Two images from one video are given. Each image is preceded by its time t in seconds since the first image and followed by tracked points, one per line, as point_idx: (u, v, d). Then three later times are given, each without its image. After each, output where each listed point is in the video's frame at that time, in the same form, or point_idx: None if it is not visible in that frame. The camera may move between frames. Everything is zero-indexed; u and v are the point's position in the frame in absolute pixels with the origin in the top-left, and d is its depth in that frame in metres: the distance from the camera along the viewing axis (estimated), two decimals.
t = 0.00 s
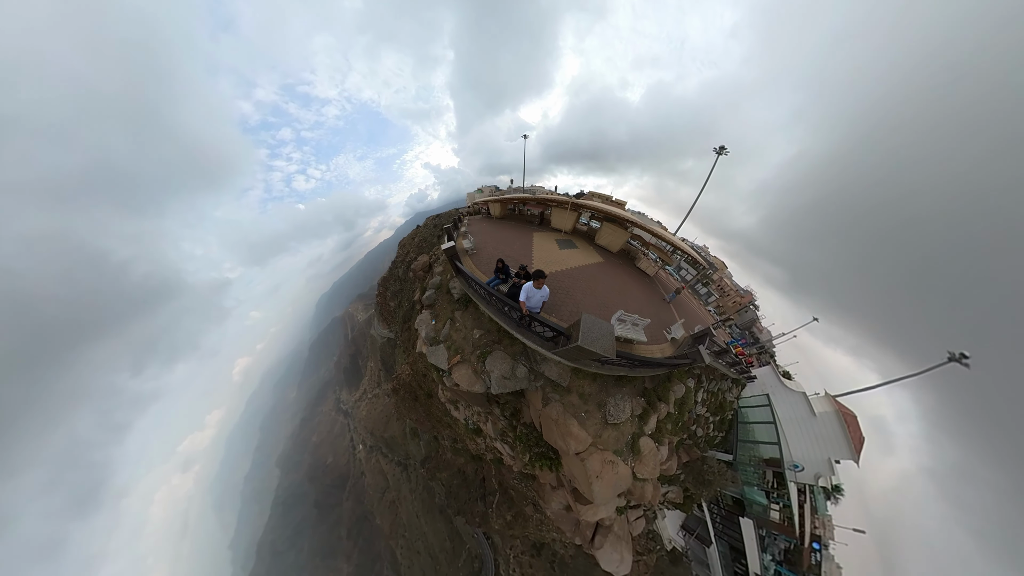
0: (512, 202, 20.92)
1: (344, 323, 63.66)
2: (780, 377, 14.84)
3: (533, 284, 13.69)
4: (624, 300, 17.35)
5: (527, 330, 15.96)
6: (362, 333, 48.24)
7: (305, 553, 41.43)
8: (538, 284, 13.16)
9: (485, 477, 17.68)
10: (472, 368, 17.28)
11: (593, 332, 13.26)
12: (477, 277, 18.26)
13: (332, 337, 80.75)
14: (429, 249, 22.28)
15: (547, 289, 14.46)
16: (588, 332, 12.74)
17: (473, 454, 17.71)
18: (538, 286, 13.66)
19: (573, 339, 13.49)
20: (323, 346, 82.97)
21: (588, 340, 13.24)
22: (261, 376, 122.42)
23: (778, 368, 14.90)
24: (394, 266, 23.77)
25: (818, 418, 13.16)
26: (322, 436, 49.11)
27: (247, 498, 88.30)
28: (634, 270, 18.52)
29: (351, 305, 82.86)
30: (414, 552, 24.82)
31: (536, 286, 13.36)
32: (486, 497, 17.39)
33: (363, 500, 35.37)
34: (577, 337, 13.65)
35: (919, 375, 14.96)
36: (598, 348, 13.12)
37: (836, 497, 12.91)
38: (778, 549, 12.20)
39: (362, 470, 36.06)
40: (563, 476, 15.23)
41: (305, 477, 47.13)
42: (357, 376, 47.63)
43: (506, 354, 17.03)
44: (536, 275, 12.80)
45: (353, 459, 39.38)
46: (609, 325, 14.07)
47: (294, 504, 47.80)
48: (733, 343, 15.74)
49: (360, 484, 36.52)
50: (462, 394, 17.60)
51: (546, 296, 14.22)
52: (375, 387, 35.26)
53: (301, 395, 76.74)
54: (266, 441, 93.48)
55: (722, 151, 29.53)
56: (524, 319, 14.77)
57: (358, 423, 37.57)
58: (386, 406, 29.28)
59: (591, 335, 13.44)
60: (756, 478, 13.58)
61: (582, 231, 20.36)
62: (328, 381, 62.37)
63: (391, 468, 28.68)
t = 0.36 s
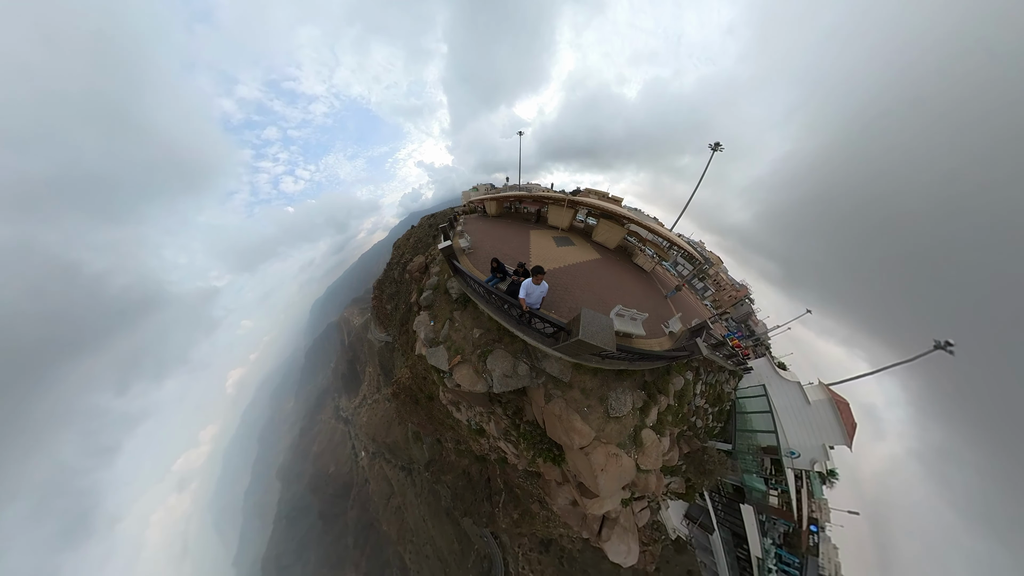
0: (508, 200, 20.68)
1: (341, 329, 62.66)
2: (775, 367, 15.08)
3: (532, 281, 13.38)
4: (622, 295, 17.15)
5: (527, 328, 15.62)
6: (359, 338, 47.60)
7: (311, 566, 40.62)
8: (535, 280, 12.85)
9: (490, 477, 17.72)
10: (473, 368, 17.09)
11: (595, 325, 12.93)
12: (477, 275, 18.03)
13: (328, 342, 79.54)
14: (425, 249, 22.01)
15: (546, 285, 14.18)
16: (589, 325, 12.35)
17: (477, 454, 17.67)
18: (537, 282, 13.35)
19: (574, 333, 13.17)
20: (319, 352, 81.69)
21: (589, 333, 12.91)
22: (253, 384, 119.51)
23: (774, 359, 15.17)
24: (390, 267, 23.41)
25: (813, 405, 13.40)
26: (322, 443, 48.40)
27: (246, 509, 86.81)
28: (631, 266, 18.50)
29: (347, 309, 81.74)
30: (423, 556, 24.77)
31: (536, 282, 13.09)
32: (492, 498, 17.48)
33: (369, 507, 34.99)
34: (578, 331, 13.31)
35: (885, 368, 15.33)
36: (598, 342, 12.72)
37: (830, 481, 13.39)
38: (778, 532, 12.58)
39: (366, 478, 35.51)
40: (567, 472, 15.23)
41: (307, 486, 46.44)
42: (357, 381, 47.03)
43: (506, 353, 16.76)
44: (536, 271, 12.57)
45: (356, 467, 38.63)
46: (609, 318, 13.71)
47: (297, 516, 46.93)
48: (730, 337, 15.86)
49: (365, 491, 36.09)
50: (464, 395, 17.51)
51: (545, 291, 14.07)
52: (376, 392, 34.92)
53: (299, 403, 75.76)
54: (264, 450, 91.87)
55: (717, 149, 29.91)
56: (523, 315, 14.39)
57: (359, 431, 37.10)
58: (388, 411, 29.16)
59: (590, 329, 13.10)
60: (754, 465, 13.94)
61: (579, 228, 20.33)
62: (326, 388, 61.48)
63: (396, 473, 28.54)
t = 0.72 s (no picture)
0: (503, 198, 20.41)
1: (336, 334, 61.52)
2: (772, 359, 15.46)
3: (532, 282, 13.40)
4: (621, 292, 17.12)
5: (528, 329, 15.41)
6: (356, 343, 46.86)
7: None
8: (535, 281, 12.80)
9: (496, 477, 17.72)
10: (474, 371, 16.87)
11: (598, 326, 12.90)
12: (473, 277, 17.69)
13: (323, 348, 78.08)
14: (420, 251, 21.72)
15: (547, 286, 14.04)
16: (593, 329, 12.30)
17: (482, 455, 17.59)
18: (536, 283, 13.37)
19: (577, 335, 13.10)
20: (315, 358, 80.28)
21: (593, 334, 12.85)
22: (244, 392, 116.61)
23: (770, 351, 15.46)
24: (385, 268, 23.01)
25: (808, 395, 13.88)
26: (323, 452, 47.58)
27: (247, 521, 85.22)
28: (629, 262, 18.55)
29: (341, 315, 80.29)
30: (432, 561, 24.71)
31: (536, 283, 13.09)
32: (498, 497, 17.54)
33: (375, 515, 34.32)
34: (581, 332, 13.29)
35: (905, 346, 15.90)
36: (603, 343, 12.71)
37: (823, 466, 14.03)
38: (778, 516, 13.07)
39: (370, 485, 35.05)
40: (573, 469, 15.24)
41: (310, 498, 45.56)
42: (355, 389, 46.18)
43: (507, 355, 16.55)
44: (536, 272, 12.58)
45: (359, 475, 38.08)
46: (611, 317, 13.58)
47: (300, 527, 46.08)
48: (726, 330, 16.06)
49: (370, 499, 35.53)
50: (466, 398, 17.33)
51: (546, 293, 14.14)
52: (376, 398, 34.54)
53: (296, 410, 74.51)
54: (261, 460, 90.15)
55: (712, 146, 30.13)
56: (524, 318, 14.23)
57: (361, 439, 36.52)
58: (388, 416, 29.91)
59: (593, 329, 13.00)
60: (752, 454, 14.38)
61: (576, 225, 20.30)
62: (324, 394, 60.49)
63: (400, 479, 28.31)
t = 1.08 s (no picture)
0: (499, 196, 20.12)
1: (331, 339, 60.39)
2: (766, 350, 15.75)
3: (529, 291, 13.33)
4: (620, 292, 17.21)
5: (527, 335, 15.31)
6: (353, 349, 46.07)
7: None
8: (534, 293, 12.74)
9: (501, 478, 17.72)
10: (474, 379, 16.77)
11: (600, 338, 12.96)
12: (469, 282, 17.36)
13: (317, 354, 76.69)
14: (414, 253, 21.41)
15: (543, 297, 13.73)
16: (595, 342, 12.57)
17: (486, 456, 17.57)
18: (534, 293, 13.27)
19: (580, 346, 13.18)
20: (310, 364, 78.93)
21: (594, 346, 12.95)
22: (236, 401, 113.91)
23: (765, 342, 15.71)
24: (379, 272, 22.63)
25: (803, 384, 14.32)
26: (324, 461, 46.83)
27: (247, 531, 83.81)
28: (626, 260, 18.62)
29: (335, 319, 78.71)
30: (442, 565, 24.72)
31: (532, 294, 13.04)
32: (504, 497, 17.57)
33: (382, 522, 33.80)
34: (583, 343, 13.37)
35: (895, 334, 18.11)
36: (606, 355, 12.82)
37: (817, 451, 14.64)
38: (777, 503, 13.81)
39: (375, 493, 34.63)
40: (577, 469, 15.29)
41: (314, 509, 44.81)
42: (354, 396, 45.39)
43: (506, 361, 16.47)
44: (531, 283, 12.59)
45: (363, 483, 37.60)
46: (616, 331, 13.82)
47: (305, 538, 45.39)
48: (723, 324, 16.29)
49: (375, 507, 35.03)
50: (467, 403, 17.15)
51: (543, 305, 14.09)
52: (376, 403, 34.14)
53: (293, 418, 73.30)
54: (260, 470, 88.60)
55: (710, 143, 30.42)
56: (523, 326, 14.27)
57: (363, 446, 35.99)
58: (389, 421, 29.70)
59: (597, 342, 13.14)
60: (752, 444, 14.85)
61: (573, 223, 20.29)
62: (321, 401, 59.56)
63: (405, 485, 28.11)
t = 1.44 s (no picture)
0: (493, 194, 19.72)
1: (327, 346, 59.20)
2: (762, 341, 16.10)
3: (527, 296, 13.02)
4: (619, 290, 17.27)
5: (524, 337, 15.09)
6: (350, 355, 45.24)
7: None
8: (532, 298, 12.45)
9: (506, 477, 17.67)
10: (473, 382, 16.46)
11: (598, 341, 12.89)
12: (465, 284, 17.04)
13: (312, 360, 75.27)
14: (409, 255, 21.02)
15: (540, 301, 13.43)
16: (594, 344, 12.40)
17: (490, 457, 17.48)
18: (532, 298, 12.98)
19: (578, 349, 13.11)
20: (306, 371, 77.47)
21: (594, 349, 12.89)
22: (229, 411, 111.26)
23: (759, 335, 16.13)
24: (374, 275, 22.22)
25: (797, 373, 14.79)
26: (326, 470, 45.99)
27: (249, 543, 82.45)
28: (623, 256, 18.59)
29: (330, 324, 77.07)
30: (452, 568, 24.77)
31: (530, 298, 12.80)
32: (510, 497, 17.54)
33: (389, 530, 33.38)
34: (581, 345, 13.29)
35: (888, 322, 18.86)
36: (605, 357, 12.74)
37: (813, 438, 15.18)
38: (777, 489, 14.33)
39: (380, 501, 34.20)
40: (581, 466, 15.25)
41: (318, 520, 44.09)
42: (354, 403, 44.58)
43: (506, 362, 16.18)
44: (530, 287, 12.35)
45: (368, 490, 37.08)
46: (612, 329, 13.64)
47: (310, 549, 44.77)
48: (720, 318, 16.51)
49: (382, 514, 34.59)
50: (468, 407, 16.90)
51: (538, 310, 13.94)
52: (378, 409, 33.67)
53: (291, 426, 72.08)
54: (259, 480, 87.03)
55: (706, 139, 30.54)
56: (519, 329, 14.01)
57: (366, 454, 35.41)
58: (391, 427, 29.20)
59: (594, 344, 12.94)
60: (750, 433, 15.29)
61: (570, 220, 20.16)
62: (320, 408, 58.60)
63: (411, 490, 27.97)
